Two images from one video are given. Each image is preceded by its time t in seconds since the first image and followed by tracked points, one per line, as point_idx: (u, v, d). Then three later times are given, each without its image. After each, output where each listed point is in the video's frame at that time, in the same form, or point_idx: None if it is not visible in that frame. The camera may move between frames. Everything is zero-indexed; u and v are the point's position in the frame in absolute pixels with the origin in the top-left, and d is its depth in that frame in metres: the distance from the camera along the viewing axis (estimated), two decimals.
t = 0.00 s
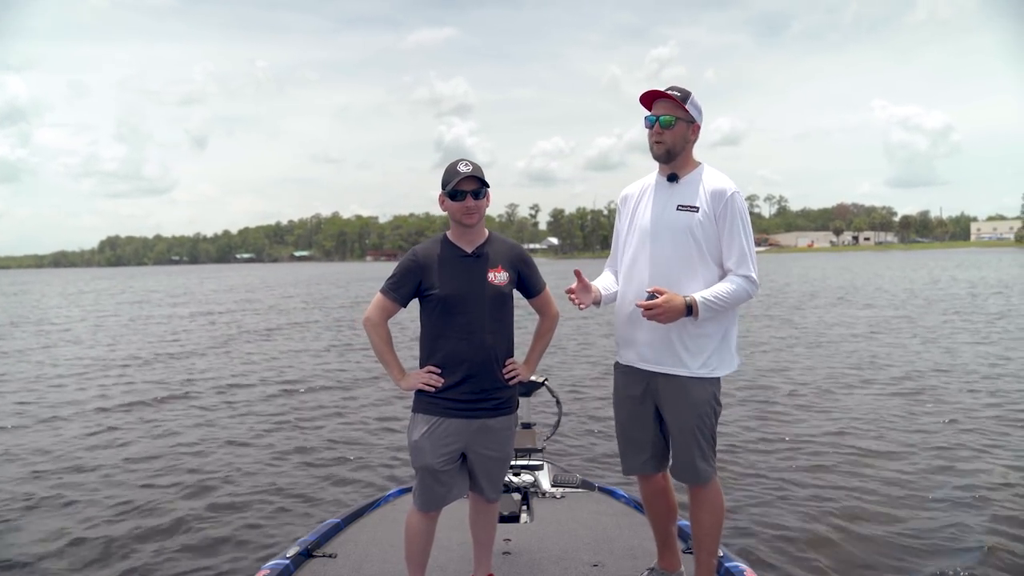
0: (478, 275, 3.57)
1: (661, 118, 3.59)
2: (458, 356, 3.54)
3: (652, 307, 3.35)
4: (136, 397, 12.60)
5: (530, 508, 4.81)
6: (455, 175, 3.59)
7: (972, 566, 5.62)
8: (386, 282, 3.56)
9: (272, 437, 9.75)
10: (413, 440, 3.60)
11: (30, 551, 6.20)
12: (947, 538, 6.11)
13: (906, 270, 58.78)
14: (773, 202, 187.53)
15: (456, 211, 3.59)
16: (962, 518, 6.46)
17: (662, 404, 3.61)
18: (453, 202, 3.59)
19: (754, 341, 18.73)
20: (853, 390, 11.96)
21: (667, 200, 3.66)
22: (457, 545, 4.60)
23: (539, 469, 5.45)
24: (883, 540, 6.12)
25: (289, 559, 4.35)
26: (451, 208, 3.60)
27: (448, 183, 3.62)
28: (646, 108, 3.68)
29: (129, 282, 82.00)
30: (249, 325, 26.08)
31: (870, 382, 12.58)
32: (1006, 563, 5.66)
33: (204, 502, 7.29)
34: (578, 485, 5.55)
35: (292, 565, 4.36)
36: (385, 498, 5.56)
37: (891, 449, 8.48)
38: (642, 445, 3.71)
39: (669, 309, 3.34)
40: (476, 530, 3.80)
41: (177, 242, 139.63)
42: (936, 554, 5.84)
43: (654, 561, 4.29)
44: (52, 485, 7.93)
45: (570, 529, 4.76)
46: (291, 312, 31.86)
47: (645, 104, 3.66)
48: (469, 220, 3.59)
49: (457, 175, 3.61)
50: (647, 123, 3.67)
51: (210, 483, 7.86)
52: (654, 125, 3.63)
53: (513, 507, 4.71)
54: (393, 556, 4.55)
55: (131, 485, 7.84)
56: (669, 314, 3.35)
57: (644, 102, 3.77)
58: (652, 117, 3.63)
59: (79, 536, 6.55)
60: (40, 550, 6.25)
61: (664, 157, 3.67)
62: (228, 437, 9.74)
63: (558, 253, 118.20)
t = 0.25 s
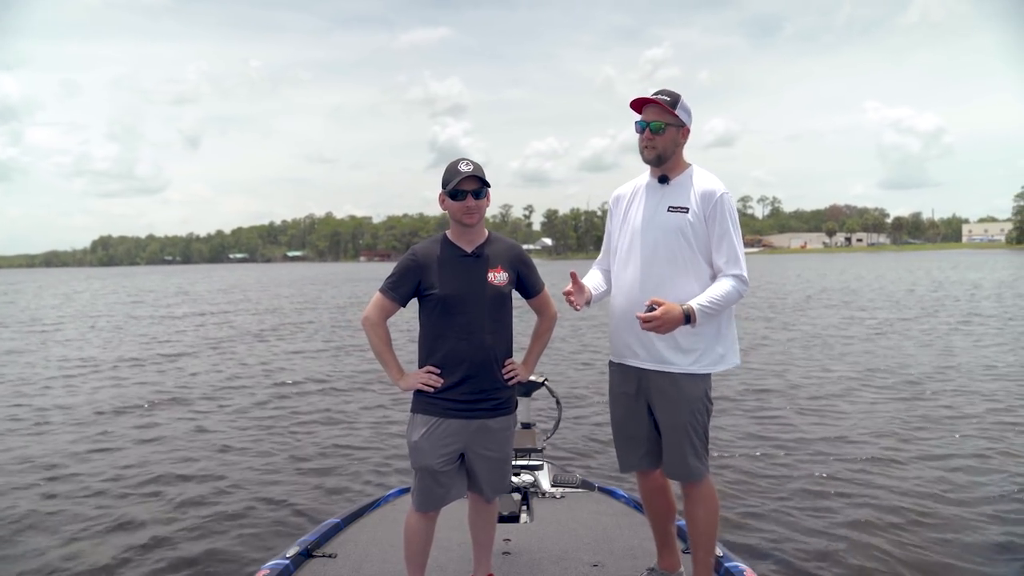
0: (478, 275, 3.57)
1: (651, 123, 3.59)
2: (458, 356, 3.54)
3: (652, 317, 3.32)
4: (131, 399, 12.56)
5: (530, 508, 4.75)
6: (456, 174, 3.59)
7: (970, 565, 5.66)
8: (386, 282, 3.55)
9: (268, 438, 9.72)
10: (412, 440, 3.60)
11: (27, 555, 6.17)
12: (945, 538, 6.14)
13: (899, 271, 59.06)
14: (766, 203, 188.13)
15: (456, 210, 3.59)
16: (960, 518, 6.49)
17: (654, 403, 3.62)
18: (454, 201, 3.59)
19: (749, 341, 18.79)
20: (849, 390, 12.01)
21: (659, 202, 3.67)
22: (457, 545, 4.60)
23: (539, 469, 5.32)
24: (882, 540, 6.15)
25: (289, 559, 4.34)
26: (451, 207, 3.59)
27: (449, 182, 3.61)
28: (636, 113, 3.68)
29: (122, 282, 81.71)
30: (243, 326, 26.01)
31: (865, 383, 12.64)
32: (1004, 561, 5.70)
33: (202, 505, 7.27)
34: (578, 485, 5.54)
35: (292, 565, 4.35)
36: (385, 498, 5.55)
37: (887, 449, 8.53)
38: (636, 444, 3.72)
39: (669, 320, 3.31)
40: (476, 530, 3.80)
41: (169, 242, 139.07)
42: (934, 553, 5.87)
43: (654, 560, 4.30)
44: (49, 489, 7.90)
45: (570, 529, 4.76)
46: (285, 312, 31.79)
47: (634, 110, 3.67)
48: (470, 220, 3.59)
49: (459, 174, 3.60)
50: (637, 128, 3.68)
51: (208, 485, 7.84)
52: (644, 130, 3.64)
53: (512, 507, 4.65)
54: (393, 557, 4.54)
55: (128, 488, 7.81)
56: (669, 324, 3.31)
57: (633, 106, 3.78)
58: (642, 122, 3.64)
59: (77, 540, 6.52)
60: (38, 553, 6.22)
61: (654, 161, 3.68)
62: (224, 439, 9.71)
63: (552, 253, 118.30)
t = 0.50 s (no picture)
0: (474, 275, 3.57)
1: (645, 127, 3.59)
2: (455, 356, 3.54)
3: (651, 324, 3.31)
4: (128, 399, 12.53)
5: (530, 508, 4.82)
6: (455, 173, 3.60)
7: (969, 567, 5.68)
8: (382, 281, 3.54)
9: (266, 439, 9.70)
10: (410, 441, 3.59)
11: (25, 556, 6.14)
12: (944, 539, 6.16)
13: (892, 272, 59.34)
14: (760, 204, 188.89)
15: (454, 210, 3.59)
16: (958, 520, 6.51)
17: (647, 402, 3.63)
18: (452, 201, 3.60)
19: (745, 343, 18.85)
20: (845, 391, 12.06)
21: (650, 205, 3.67)
22: (457, 545, 4.60)
23: (539, 469, 5.49)
24: (881, 540, 6.17)
25: (288, 559, 4.33)
26: (449, 207, 3.59)
27: (447, 182, 3.61)
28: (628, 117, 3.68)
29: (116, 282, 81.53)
30: (238, 326, 25.95)
31: (862, 384, 12.68)
32: (1003, 563, 5.72)
33: (200, 505, 7.24)
34: (578, 485, 5.55)
35: (292, 565, 4.34)
36: (384, 499, 5.54)
37: (884, 450, 8.56)
38: (631, 443, 3.73)
39: (669, 326, 3.30)
40: (475, 530, 3.79)
41: (163, 242, 138.53)
42: (934, 554, 5.89)
43: (654, 560, 4.29)
44: (46, 487, 7.86)
45: (570, 529, 4.76)
46: (281, 313, 31.74)
47: (627, 114, 3.66)
48: (467, 220, 3.60)
49: (457, 174, 3.61)
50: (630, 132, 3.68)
51: (206, 485, 7.82)
52: (637, 135, 3.63)
53: (513, 507, 4.73)
54: (392, 557, 4.54)
55: (125, 488, 7.78)
56: (668, 331, 3.31)
57: (624, 109, 3.77)
58: (635, 126, 3.64)
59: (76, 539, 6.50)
60: (35, 554, 6.19)
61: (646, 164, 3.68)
62: (222, 440, 9.68)
63: (547, 253, 118.43)
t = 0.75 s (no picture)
0: (469, 276, 3.57)
1: (642, 127, 3.58)
2: (450, 356, 3.53)
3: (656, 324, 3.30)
4: (124, 401, 12.50)
5: (530, 509, 4.92)
6: (451, 172, 3.59)
7: (968, 563, 5.70)
8: (376, 282, 3.53)
9: (264, 440, 9.69)
10: (406, 443, 3.59)
11: (23, 561, 6.12)
12: (943, 536, 6.18)
13: (888, 271, 59.52)
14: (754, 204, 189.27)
15: (450, 209, 3.58)
16: (957, 517, 6.53)
17: (649, 400, 3.63)
18: (448, 200, 3.59)
19: (742, 342, 18.89)
20: (842, 391, 12.09)
21: (645, 207, 3.68)
22: (457, 545, 4.59)
23: (539, 469, 5.62)
24: (880, 538, 6.19)
25: (288, 559, 4.32)
26: (445, 206, 3.58)
27: (443, 180, 3.60)
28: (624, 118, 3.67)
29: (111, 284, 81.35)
30: (235, 327, 25.89)
31: (858, 383, 12.73)
32: (1002, 560, 5.75)
33: (199, 509, 7.23)
34: (578, 485, 5.55)
35: (292, 565, 4.33)
36: (384, 498, 5.54)
37: (881, 449, 8.59)
38: (631, 441, 3.73)
39: (673, 326, 3.29)
40: (473, 530, 3.79)
41: (157, 243, 138.04)
42: (933, 551, 5.91)
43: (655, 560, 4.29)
44: (43, 492, 7.84)
45: (570, 529, 4.77)
46: (276, 314, 31.70)
47: (622, 114, 3.66)
48: (463, 219, 3.59)
49: (453, 172, 3.59)
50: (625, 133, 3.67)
51: (204, 488, 7.80)
52: (634, 136, 3.62)
53: (513, 507, 4.88)
54: (393, 556, 4.53)
55: (123, 492, 7.76)
56: (672, 331, 3.30)
57: (619, 111, 3.76)
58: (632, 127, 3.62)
59: (74, 544, 6.48)
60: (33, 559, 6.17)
61: (642, 166, 3.67)
62: (219, 442, 9.66)
63: (542, 253, 118.43)
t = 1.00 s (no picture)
0: (467, 275, 3.58)
1: (648, 127, 3.58)
2: (448, 357, 3.53)
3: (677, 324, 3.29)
4: (121, 401, 12.48)
5: (530, 508, 4.88)
6: (448, 169, 3.60)
7: (968, 565, 5.73)
8: (372, 282, 3.52)
9: (262, 441, 9.68)
10: (404, 445, 3.58)
11: (21, 562, 6.10)
12: (942, 538, 6.21)
13: (881, 272, 59.80)
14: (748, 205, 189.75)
15: (446, 206, 3.59)
16: (956, 519, 6.57)
17: (649, 404, 3.63)
18: (444, 197, 3.60)
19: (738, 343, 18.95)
20: (838, 392, 12.16)
21: (648, 209, 3.67)
22: (457, 545, 4.59)
23: (539, 469, 5.61)
24: (880, 540, 6.21)
25: (288, 559, 4.31)
26: (443, 203, 3.59)
27: (440, 178, 3.60)
28: (627, 118, 3.65)
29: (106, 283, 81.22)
30: (230, 327, 25.85)
31: (854, 385, 12.80)
32: (1001, 561, 5.78)
33: (198, 509, 7.22)
34: (578, 485, 5.57)
35: (292, 565, 4.32)
36: (385, 498, 5.54)
37: (878, 451, 8.64)
38: (632, 444, 3.74)
39: (694, 325, 3.28)
40: (472, 531, 3.79)
41: (151, 243, 137.62)
42: (933, 553, 5.94)
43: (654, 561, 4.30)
44: (42, 491, 7.82)
45: (570, 529, 4.77)
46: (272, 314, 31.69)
47: (624, 116, 3.64)
48: (461, 216, 3.60)
49: (449, 170, 3.61)
50: (627, 134, 3.66)
51: (203, 489, 7.80)
52: (638, 136, 3.61)
53: (512, 507, 4.83)
54: (392, 556, 4.52)
55: (121, 492, 7.74)
56: (693, 330, 3.29)
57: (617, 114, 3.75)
58: (636, 127, 3.61)
59: (74, 544, 6.47)
60: (32, 560, 6.15)
61: (646, 166, 3.66)
62: (218, 442, 9.65)
63: (537, 253, 118.55)
